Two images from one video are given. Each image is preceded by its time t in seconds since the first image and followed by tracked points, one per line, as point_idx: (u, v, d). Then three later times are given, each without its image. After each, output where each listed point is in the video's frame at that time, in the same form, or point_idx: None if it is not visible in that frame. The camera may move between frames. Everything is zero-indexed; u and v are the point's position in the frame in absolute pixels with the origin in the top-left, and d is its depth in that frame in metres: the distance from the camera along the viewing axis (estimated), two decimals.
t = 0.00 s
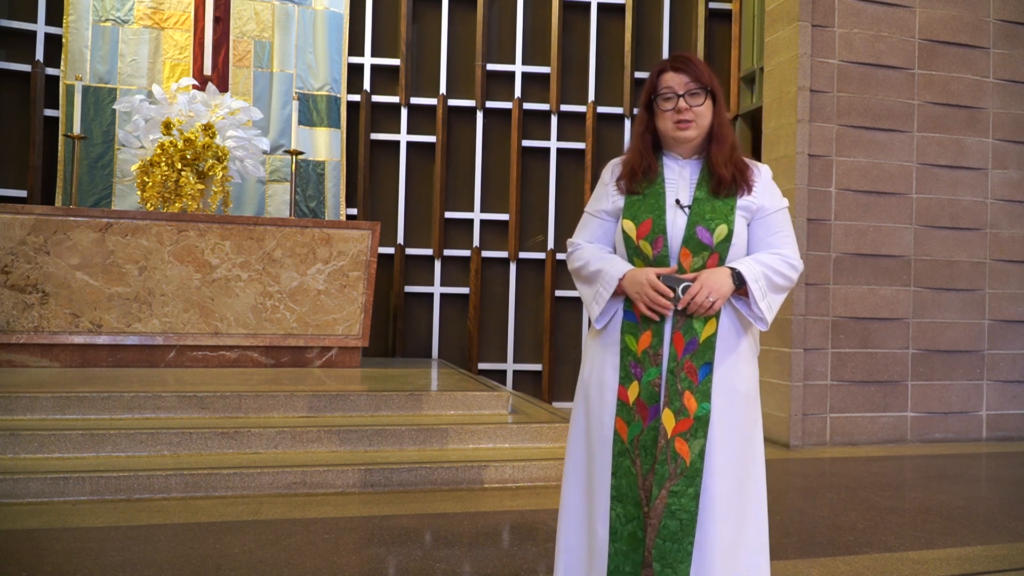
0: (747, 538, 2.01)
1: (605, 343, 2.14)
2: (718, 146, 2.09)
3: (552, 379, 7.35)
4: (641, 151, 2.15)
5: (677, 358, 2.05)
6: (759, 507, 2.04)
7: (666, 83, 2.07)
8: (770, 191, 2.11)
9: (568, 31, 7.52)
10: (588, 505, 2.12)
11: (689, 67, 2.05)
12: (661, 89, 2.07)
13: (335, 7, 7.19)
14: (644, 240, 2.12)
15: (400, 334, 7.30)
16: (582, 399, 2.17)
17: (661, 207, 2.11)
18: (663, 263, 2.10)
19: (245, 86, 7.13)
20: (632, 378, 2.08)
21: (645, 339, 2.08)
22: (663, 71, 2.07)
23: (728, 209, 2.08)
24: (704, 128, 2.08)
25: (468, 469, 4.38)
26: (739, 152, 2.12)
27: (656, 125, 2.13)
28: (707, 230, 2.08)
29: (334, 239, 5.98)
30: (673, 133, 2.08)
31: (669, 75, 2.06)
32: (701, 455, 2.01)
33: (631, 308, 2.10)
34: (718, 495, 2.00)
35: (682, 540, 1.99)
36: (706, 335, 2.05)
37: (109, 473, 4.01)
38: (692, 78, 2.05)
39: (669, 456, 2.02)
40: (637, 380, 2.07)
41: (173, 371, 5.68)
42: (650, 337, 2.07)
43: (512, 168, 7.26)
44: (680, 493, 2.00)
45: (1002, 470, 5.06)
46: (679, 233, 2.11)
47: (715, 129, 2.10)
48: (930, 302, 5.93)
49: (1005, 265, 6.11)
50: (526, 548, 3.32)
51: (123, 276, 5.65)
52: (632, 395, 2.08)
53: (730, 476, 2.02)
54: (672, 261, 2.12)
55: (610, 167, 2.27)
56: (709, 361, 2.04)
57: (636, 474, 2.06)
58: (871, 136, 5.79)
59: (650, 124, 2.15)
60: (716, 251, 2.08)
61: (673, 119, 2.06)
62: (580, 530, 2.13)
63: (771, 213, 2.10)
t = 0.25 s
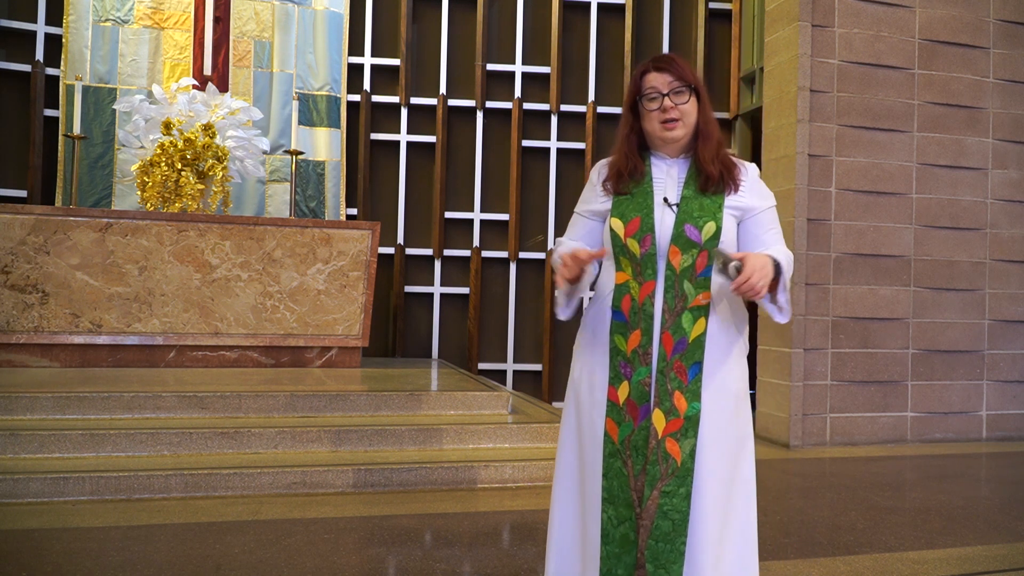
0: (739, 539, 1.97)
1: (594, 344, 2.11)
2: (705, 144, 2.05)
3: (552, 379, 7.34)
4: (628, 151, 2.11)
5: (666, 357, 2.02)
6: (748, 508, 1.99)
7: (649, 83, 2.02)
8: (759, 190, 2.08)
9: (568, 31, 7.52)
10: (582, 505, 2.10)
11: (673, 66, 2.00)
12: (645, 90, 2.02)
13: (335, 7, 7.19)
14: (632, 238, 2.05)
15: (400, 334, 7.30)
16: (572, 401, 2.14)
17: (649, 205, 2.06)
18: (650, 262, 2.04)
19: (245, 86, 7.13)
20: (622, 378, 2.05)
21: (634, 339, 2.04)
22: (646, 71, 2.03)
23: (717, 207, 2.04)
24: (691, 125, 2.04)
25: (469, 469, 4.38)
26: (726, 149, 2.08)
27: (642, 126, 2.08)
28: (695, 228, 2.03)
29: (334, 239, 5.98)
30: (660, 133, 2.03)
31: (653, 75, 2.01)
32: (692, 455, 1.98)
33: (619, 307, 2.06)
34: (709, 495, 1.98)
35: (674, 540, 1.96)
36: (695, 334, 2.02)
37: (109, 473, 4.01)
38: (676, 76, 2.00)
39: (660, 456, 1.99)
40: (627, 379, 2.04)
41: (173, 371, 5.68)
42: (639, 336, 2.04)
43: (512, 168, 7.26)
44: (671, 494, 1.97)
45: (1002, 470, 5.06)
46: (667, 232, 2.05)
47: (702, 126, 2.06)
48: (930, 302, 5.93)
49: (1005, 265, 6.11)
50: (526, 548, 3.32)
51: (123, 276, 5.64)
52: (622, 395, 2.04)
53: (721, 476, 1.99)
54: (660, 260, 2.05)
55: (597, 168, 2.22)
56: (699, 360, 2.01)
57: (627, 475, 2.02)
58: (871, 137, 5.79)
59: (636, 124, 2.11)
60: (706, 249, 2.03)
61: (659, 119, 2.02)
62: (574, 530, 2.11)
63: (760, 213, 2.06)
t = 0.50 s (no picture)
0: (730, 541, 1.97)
1: (583, 343, 2.10)
2: (694, 145, 2.05)
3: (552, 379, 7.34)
4: (618, 151, 2.11)
5: (657, 357, 2.02)
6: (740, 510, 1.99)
7: (638, 84, 2.04)
8: (748, 192, 2.10)
9: (568, 31, 7.52)
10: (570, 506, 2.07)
11: (661, 67, 2.02)
12: (634, 91, 2.04)
13: (335, 7, 7.19)
14: (623, 237, 2.05)
15: (400, 334, 7.30)
16: (561, 401, 2.12)
17: (640, 205, 2.06)
18: (641, 262, 2.04)
19: (245, 86, 7.13)
20: (613, 378, 2.04)
21: (625, 338, 2.04)
22: (635, 72, 2.04)
23: (707, 208, 2.05)
24: (679, 127, 2.05)
25: (468, 469, 4.38)
26: (715, 150, 2.09)
27: (632, 126, 2.09)
28: (686, 228, 2.03)
29: (334, 239, 5.98)
30: (648, 135, 2.04)
31: (641, 77, 2.03)
32: (682, 456, 1.97)
33: (609, 307, 2.06)
34: (700, 496, 1.97)
35: (665, 542, 1.94)
36: (686, 334, 2.02)
37: (109, 473, 4.02)
38: (663, 78, 2.02)
39: (650, 456, 1.99)
40: (618, 379, 2.04)
41: (173, 371, 5.68)
42: (630, 336, 2.03)
43: (512, 168, 7.26)
44: (662, 495, 1.97)
45: (1002, 470, 5.06)
46: (658, 232, 2.06)
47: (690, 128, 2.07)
48: (929, 302, 5.93)
49: (1005, 265, 6.11)
50: (526, 548, 3.32)
51: (123, 276, 5.64)
52: (613, 395, 2.04)
53: (712, 478, 1.99)
54: (650, 260, 2.05)
55: (586, 166, 2.21)
56: (689, 360, 2.02)
57: (618, 475, 2.01)
58: (871, 137, 5.79)
59: (626, 125, 2.11)
60: (696, 250, 2.04)
61: (647, 121, 2.03)
62: (562, 532, 2.08)
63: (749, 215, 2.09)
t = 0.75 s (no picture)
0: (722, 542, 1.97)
1: (575, 345, 2.09)
2: (681, 152, 2.05)
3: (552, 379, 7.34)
4: (607, 154, 2.10)
5: (649, 359, 2.02)
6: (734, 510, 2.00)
7: (628, 88, 2.03)
8: (736, 193, 2.11)
9: (568, 31, 7.52)
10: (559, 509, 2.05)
11: (652, 72, 2.02)
12: (624, 95, 2.04)
13: (335, 7, 7.19)
14: (614, 239, 2.05)
15: (400, 334, 7.30)
16: (553, 404, 2.10)
17: (631, 207, 2.06)
18: (632, 264, 2.04)
19: (245, 86, 7.13)
20: (605, 380, 2.04)
21: (618, 340, 2.03)
22: (625, 76, 2.04)
23: (698, 210, 2.05)
24: (667, 133, 2.04)
25: (468, 469, 4.38)
26: (704, 155, 2.08)
27: (620, 130, 2.08)
28: (678, 229, 2.04)
29: (334, 239, 5.98)
30: (636, 140, 2.03)
31: (631, 81, 2.02)
32: (673, 457, 1.97)
33: (601, 309, 2.06)
34: (691, 497, 1.97)
35: (655, 543, 1.95)
36: (677, 335, 2.03)
37: (109, 473, 4.02)
38: (653, 83, 2.02)
39: (641, 458, 1.98)
40: (610, 381, 2.03)
41: (173, 371, 5.68)
42: (623, 337, 2.03)
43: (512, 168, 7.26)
44: (651, 496, 1.97)
45: (1002, 470, 5.06)
46: (649, 233, 2.06)
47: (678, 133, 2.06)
48: (929, 302, 5.93)
49: (1005, 265, 6.11)
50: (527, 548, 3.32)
51: (123, 276, 5.64)
52: (606, 396, 2.03)
53: (704, 479, 1.98)
54: (643, 261, 2.06)
55: (575, 168, 2.20)
56: (680, 362, 2.02)
57: (611, 477, 2.00)
58: (871, 137, 5.79)
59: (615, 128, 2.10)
60: (688, 251, 2.04)
61: (635, 125, 2.02)
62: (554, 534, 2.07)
63: (738, 215, 2.09)
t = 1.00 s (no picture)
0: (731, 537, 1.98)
1: (579, 347, 2.10)
2: (679, 150, 2.05)
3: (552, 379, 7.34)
4: (604, 155, 2.10)
5: (653, 357, 2.02)
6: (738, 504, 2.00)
7: (626, 88, 2.03)
8: (736, 188, 2.11)
9: (568, 31, 7.52)
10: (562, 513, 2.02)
11: (649, 72, 2.02)
12: (622, 95, 2.03)
13: (335, 7, 7.19)
14: (614, 240, 2.05)
15: (400, 334, 7.30)
16: (557, 406, 2.09)
17: (630, 207, 2.06)
18: (633, 264, 2.05)
19: (245, 86, 7.13)
20: (610, 381, 2.04)
21: (621, 340, 2.04)
22: (623, 76, 2.04)
23: (697, 207, 2.05)
24: (666, 133, 2.04)
25: (468, 469, 4.38)
26: (701, 153, 2.09)
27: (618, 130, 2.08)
28: (677, 227, 2.04)
29: (334, 239, 5.98)
30: (635, 141, 2.03)
31: (629, 80, 2.02)
32: (680, 454, 1.98)
33: (603, 309, 2.06)
34: (699, 493, 1.96)
35: (665, 540, 1.96)
36: (681, 333, 2.02)
37: (109, 473, 4.02)
38: (651, 82, 2.02)
39: (648, 456, 1.98)
40: (615, 382, 2.04)
41: (173, 371, 5.68)
42: (626, 337, 2.03)
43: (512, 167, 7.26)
44: (661, 493, 1.96)
45: (1002, 470, 5.06)
46: (649, 233, 2.06)
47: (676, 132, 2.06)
48: (929, 302, 5.93)
49: (1005, 265, 6.11)
50: (527, 548, 3.32)
51: (123, 276, 5.64)
52: (611, 397, 2.03)
53: (711, 475, 1.98)
54: (644, 260, 2.06)
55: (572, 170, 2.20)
56: (684, 359, 2.01)
57: (620, 477, 2.01)
58: (871, 137, 5.79)
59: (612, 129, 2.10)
60: (689, 248, 2.04)
61: (635, 125, 2.02)
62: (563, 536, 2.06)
63: (738, 210, 2.09)
